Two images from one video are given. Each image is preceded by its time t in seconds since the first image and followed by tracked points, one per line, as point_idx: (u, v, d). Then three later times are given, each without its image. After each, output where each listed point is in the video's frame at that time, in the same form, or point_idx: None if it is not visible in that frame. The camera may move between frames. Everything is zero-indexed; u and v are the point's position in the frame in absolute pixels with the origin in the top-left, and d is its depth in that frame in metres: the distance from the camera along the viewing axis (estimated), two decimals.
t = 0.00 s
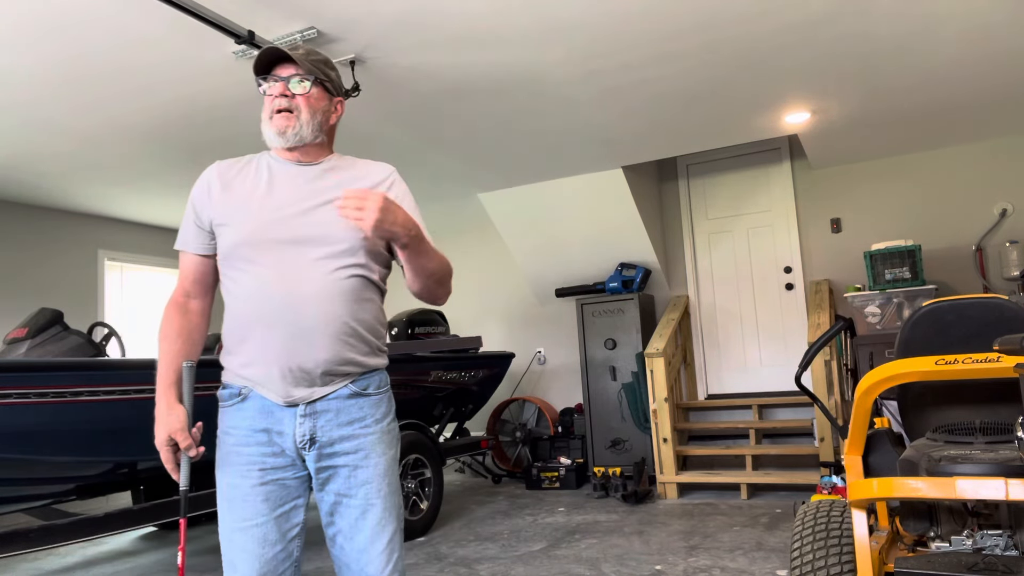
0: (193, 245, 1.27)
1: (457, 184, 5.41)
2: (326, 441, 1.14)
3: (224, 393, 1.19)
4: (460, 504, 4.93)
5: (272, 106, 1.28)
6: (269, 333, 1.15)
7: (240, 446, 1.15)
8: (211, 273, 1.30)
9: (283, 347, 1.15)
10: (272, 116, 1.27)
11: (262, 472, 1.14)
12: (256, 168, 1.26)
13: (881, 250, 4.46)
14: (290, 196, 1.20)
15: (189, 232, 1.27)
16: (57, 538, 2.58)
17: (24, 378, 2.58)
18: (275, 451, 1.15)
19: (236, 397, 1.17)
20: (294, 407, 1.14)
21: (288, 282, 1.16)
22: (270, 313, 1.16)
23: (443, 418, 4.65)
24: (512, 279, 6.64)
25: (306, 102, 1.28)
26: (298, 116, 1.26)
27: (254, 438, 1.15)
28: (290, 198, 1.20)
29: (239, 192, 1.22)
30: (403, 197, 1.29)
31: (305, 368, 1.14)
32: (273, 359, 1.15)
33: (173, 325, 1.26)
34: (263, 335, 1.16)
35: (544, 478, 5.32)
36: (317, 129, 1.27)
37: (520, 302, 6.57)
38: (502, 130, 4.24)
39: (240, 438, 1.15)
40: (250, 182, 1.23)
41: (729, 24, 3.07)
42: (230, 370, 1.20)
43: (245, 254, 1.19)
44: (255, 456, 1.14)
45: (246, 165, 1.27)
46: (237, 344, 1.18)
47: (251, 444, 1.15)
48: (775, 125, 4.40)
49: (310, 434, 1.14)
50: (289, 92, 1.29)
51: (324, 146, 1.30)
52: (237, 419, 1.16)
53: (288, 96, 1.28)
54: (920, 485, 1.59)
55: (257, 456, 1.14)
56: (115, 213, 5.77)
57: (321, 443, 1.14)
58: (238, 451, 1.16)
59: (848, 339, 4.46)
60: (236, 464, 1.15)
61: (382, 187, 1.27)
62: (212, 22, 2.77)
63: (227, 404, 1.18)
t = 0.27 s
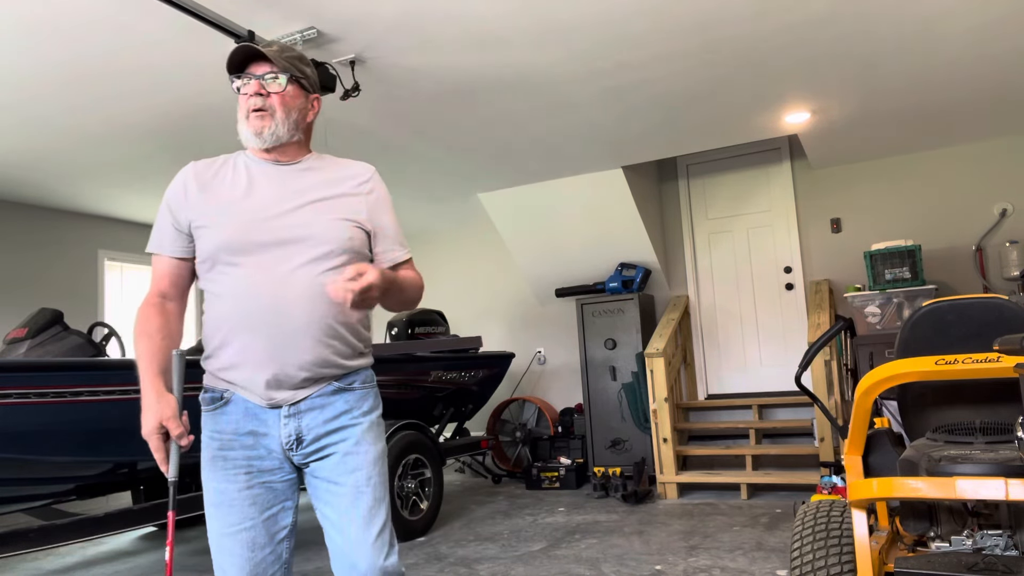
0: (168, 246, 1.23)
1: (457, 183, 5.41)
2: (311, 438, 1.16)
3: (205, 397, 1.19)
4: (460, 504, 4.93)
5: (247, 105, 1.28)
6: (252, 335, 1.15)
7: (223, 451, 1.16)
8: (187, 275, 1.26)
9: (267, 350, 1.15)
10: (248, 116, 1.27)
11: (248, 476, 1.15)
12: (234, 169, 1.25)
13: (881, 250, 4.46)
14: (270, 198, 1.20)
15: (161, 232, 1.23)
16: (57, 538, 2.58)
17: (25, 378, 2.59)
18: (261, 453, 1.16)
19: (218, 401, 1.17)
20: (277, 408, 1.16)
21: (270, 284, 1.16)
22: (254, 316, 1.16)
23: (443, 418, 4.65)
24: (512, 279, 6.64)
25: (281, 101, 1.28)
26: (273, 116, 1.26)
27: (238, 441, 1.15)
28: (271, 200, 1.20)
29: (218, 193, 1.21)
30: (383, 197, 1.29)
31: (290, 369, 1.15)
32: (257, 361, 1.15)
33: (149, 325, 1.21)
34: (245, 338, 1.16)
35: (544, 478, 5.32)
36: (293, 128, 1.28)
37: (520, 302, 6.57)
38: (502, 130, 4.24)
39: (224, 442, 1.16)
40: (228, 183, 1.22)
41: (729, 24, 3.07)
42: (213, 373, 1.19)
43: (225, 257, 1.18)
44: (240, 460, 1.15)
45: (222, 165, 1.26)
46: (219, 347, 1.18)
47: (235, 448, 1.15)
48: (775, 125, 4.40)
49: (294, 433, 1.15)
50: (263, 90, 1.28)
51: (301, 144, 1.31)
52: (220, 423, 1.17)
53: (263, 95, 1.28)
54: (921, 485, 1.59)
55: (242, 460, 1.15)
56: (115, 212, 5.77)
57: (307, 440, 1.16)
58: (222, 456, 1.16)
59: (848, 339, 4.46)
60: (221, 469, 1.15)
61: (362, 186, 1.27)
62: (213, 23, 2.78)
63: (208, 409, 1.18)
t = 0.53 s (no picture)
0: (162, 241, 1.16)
1: (456, 183, 5.40)
2: (309, 441, 1.15)
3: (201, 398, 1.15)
4: (460, 504, 4.93)
5: (247, 111, 1.24)
6: (246, 342, 1.14)
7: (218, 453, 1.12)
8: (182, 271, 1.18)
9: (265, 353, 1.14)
10: (250, 122, 1.23)
11: (245, 477, 1.12)
12: (227, 168, 1.22)
13: (881, 250, 4.46)
14: (266, 201, 1.18)
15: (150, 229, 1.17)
16: (58, 537, 2.58)
17: (24, 378, 2.58)
18: (258, 454, 1.13)
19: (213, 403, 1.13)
20: (274, 410, 1.14)
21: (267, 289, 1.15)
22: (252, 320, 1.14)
23: (443, 418, 4.65)
24: (512, 279, 6.64)
25: (285, 107, 1.25)
26: (279, 121, 1.23)
27: (233, 444, 1.12)
28: (267, 203, 1.18)
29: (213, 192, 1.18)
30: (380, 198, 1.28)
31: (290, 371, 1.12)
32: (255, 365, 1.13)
33: (154, 310, 1.10)
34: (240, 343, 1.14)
35: (544, 478, 5.32)
36: (298, 132, 1.26)
37: (520, 302, 6.57)
38: (501, 129, 4.24)
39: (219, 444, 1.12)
40: (223, 182, 1.19)
41: (729, 24, 3.07)
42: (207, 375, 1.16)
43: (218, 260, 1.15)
44: (236, 461, 1.12)
45: (215, 162, 1.22)
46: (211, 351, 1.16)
47: (231, 449, 1.12)
48: (775, 125, 4.40)
49: (291, 436, 1.14)
50: (264, 95, 1.25)
51: (303, 145, 1.28)
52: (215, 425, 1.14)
53: (264, 101, 1.24)
54: (920, 485, 1.59)
55: (238, 461, 1.12)
56: (115, 212, 5.77)
57: (303, 444, 1.14)
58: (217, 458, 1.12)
59: (848, 339, 4.46)
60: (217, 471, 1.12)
61: (358, 187, 1.25)
62: (213, 23, 2.78)
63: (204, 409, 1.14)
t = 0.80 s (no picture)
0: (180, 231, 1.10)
1: (457, 184, 5.40)
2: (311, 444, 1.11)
3: (206, 398, 1.14)
4: (460, 504, 4.93)
5: (269, 108, 1.20)
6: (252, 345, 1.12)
7: (221, 453, 1.11)
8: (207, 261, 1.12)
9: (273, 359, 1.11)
10: (270, 118, 1.19)
11: (247, 479, 1.10)
12: (236, 164, 1.18)
13: (881, 250, 4.46)
14: (276, 202, 1.15)
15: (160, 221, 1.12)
16: (58, 537, 2.58)
17: (24, 378, 2.58)
18: (260, 456, 1.11)
19: (218, 403, 1.12)
20: (276, 413, 1.10)
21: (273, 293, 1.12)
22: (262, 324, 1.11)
23: (443, 418, 4.65)
24: (512, 279, 6.64)
25: (308, 105, 1.22)
26: (301, 120, 1.20)
27: (237, 445, 1.10)
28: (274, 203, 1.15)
29: (226, 189, 1.14)
30: (392, 200, 1.25)
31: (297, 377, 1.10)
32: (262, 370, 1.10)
33: (201, 299, 1.04)
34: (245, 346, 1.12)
35: (544, 478, 5.32)
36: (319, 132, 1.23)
37: (520, 302, 6.57)
38: (501, 129, 4.24)
39: (224, 444, 1.11)
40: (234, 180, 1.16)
41: (728, 24, 3.07)
42: (213, 374, 1.14)
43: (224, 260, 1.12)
44: (239, 462, 1.10)
45: (226, 157, 1.19)
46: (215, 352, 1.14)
47: (234, 450, 1.10)
48: (775, 125, 4.40)
49: (294, 438, 1.10)
50: (287, 93, 1.21)
51: (315, 144, 1.25)
52: (217, 426, 1.12)
53: (288, 98, 1.20)
54: (920, 485, 1.59)
55: (241, 462, 1.10)
56: (116, 212, 5.78)
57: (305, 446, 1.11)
58: (220, 459, 1.11)
59: (848, 339, 4.46)
60: (220, 471, 1.10)
61: (369, 188, 1.22)
62: (213, 23, 2.78)
63: (209, 409, 1.13)
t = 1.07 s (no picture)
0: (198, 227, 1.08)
1: (457, 183, 5.40)
2: (332, 443, 1.10)
3: (220, 397, 1.12)
4: (459, 504, 4.93)
5: (294, 104, 1.19)
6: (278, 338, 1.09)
7: (237, 453, 1.08)
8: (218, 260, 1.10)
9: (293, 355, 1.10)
10: (295, 115, 1.18)
11: (263, 480, 1.07)
12: (259, 156, 1.17)
13: (881, 250, 4.46)
14: (299, 197, 1.14)
15: (179, 213, 1.09)
16: (58, 537, 2.58)
17: (25, 378, 2.58)
18: (278, 457, 1.08)
19: (235, 401, 1.10)
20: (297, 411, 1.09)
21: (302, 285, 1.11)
22: (281, 320, 1.09)
23: (443, 417, 4.65)
24: (512, 279, 6.64)
25: (332, 102, 1.21)
26: (325, 117, 1.18)
27: (254, 445, 1.08)
28: (304, 196, 1.14)
29: (248, 182, 1.13)
30: (412, 203, 1.28)
31: (317, 373, 1.10)
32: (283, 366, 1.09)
33: (200, 298, 1.03)
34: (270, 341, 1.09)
35: (544, 478, 5.32)
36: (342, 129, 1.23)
37: (520, 302, 6.57)
38: (501, 129, 4.24)
39: (240, 444, 1.08)
40: (257, 174, 1.14)
41: (728, 24, 3.07)
42: (230, 371, 1.12)
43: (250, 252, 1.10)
44: (256, 463, 1.07)
45: (247, 150, 1.17)
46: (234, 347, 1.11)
47: (251, 450, 1.08)
48: (775, 125, 4.40)
49: (315, 437, 1.09)
50: (312, 89, 1.20)
51: (338, 141, 1.25)
52: (234, 423, 1.09)
53: (313, 95, 1.20)
54: (920, 485, 1.59)
55: (258, 463, 1.07)
56: (115, 212, 5.78)
57: (326, 445, 1.10)
58: (236, 459, 1.08)
59: (848, 339, 4.46)
60: (235, 472, 1.08)
61: (392, 188, 1.24)
62: (213, 23, 2.78)
63: (224, 408, 1.11)
